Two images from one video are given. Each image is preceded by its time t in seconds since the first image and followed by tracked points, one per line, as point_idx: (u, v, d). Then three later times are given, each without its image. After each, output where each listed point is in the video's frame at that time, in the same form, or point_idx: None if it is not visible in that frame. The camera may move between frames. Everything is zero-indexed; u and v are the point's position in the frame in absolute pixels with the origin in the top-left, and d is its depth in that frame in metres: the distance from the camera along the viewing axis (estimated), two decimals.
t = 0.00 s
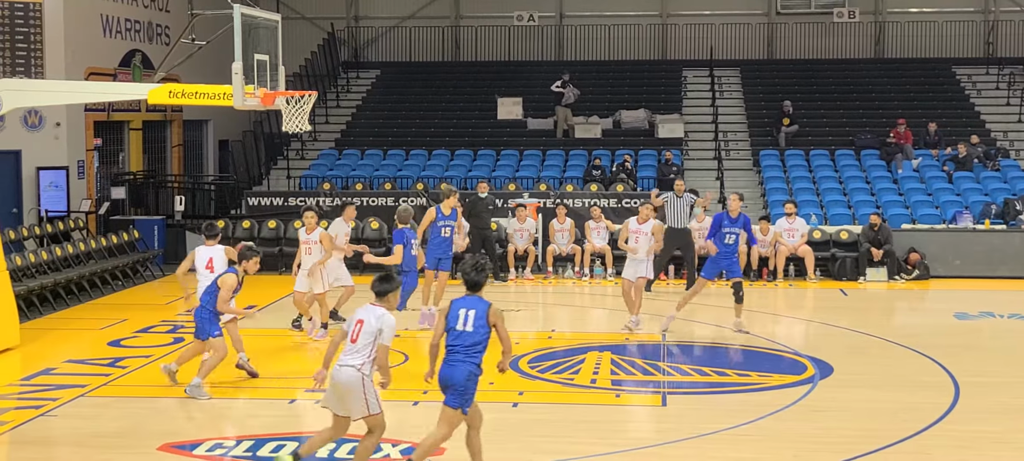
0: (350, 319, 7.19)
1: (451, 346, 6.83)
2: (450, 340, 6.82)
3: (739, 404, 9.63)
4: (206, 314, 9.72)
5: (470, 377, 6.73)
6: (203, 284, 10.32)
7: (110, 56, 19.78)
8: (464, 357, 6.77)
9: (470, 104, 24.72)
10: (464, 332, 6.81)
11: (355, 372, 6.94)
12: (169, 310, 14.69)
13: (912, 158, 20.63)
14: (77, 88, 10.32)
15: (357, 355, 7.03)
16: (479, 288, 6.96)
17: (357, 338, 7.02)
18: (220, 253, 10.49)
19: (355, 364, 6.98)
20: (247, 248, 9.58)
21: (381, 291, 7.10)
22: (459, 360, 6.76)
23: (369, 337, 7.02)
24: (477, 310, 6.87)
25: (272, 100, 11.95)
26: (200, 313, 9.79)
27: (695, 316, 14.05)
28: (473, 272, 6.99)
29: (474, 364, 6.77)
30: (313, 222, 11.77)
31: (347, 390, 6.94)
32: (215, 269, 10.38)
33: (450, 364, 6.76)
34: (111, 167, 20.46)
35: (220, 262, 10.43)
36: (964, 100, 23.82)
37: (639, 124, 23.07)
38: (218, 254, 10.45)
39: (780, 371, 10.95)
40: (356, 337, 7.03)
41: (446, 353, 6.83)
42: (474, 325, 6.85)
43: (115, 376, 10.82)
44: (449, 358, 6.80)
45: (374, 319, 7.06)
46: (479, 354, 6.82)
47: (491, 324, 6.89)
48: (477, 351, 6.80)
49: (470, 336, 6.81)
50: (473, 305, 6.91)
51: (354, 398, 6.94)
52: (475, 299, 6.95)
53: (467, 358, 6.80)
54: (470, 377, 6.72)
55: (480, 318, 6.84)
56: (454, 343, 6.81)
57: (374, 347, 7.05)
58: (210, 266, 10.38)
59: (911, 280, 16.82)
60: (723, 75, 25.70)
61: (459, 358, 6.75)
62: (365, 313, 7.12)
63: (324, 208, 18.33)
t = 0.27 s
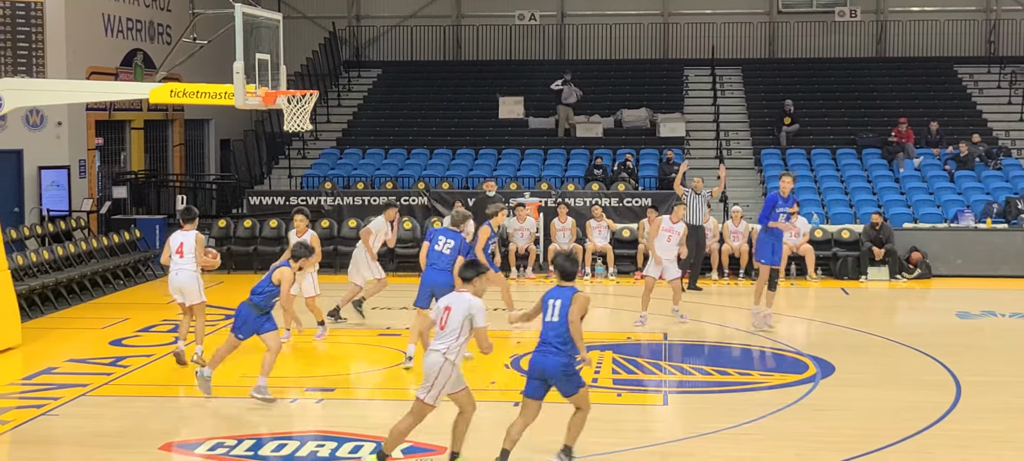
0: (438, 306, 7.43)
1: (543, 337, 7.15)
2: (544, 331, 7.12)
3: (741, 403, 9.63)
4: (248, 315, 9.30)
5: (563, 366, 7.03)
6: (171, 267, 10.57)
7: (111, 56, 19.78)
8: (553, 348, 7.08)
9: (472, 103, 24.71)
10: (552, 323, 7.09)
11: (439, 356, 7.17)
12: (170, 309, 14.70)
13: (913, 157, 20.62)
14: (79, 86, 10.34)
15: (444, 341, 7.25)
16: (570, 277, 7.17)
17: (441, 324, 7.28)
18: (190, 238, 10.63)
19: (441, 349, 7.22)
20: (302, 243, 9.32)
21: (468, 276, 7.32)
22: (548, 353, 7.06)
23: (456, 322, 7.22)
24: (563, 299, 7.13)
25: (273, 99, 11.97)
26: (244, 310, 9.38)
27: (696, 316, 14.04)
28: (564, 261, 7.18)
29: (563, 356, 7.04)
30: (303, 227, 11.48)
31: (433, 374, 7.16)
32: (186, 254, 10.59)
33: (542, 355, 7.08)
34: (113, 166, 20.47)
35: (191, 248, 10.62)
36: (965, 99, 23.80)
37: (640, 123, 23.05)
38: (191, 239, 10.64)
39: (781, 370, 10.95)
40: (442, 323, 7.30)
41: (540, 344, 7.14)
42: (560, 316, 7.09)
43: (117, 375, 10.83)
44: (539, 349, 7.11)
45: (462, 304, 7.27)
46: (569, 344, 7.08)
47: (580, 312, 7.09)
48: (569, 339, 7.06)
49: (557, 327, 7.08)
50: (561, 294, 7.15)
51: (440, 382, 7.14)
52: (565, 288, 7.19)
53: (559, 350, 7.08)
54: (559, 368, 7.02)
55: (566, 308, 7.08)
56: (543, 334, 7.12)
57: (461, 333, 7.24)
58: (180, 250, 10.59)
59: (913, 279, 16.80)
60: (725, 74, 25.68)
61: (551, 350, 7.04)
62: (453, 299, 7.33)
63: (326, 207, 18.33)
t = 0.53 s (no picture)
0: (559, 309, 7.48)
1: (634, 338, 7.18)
2: (636, 332, 7.15)
3: (742, 401, 9.63)
4: (323, 315, 9.03)
5: (652, 369, 7.07)
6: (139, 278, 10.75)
7: (112, 54, 19.78)
8: (643, 350, 7.11)
9: (473, 102, 24.71)
10: (647, 325, 7.11)
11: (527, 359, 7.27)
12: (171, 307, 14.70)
13: (915, 155, 20.60)
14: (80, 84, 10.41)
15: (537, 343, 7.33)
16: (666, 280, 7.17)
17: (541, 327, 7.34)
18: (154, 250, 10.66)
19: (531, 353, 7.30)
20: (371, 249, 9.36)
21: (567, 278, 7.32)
22: (637, 354, 7.10)
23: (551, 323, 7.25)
24: (660, 303, 7.12)
25: (274, 98, 11.99)
26: (316, 315, 9.13)
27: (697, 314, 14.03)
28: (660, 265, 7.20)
29: (652, 359, 7.07)
30: (296, 231, 11.34)
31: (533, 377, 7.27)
32: (152, 267, 10.65)
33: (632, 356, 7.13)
34: (114, 165, 20.46)
35: (156, 261, 10.65)
36: (967, 97, 23.78)
37: (642, 121, 23.04)
38: (157, 252, 10.66)
39: (782, 368, 10.95)
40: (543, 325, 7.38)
41: (631, 344, 7.18)
42: (655, 320, 7.11)
43: (118, 374, 10.84)
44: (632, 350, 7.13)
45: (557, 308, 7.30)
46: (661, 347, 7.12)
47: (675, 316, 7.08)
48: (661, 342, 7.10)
49: (648, 329, 7.11)
50: (656, 297, 7.16)
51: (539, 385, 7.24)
52: (661, 291, 7.21)
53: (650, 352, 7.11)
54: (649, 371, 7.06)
55: (660, 312, 7.09)
56: (636, 337, 7.13)
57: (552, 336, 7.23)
58: (146, 262, 10.69)
59: (914, 278, 16.79)
60: (727, 73, 25.66)
61: (640, 351, 7.08)
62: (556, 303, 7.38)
63: (327, 205, 18.31)
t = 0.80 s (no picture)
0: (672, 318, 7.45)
1: (729, 328, 7.63)
2: (731, 321, 7.61)
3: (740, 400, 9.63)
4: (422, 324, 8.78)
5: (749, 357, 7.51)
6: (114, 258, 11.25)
7: (110, 53, 19.76)
8: (740, 338, 7.56)
9: (472, 101, 24.70)
10: (744, 315, 7.56)
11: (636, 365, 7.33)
12: (170, 306, 14.70)
13: (913, 154, 20.61)
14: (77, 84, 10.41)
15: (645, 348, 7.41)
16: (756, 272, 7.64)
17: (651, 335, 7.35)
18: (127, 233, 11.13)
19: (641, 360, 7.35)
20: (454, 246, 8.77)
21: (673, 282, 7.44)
22: (735, 343, 7.55)
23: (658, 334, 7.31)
24: (754, 293, 7.58)
25: (273, 96, 11.99)
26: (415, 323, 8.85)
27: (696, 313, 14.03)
28: (751, 256, 7.64)
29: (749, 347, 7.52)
30: (298, 237, 11.40)
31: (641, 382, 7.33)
32: (124, 247, 11.18)
33: (730, 344, 7.58)
34: (112, 163, 20.44)
35: (128, 242, 11.14)
36: (965, 96, 23.78)
37: (640, 120, 23.02)
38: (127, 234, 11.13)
39: (781, 367, 10.96)
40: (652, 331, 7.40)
41: (727, 334, 7.63)
42: (753, 308, 7.56)
43: (117, 373, 10.84)
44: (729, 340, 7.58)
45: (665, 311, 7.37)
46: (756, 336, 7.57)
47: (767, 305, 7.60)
48: (757, 331, 7.56)
49: (744, 318, 7.57)
50: (750, 288, 7.63)
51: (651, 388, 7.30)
52: (752, 282, 7.66)
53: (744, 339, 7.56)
54: (747, 359, 7.50)
55: (756, 301, 7.55)
56: (735, 325, 7.58)
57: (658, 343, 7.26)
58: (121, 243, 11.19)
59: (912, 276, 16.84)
60: (725, 71, 25.65)
61: (737, 340, 7.53)
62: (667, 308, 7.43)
63: (325, 204, 18.29)
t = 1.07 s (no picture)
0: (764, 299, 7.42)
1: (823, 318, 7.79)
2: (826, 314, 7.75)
3: (731, 397, 9.65)
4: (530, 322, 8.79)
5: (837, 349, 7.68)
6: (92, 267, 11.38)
7: (101, 50, 19.71)
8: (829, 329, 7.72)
9: (464, 98, 24.70)
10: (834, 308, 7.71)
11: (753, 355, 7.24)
12: (161, 304, 14.69)
13: (904, 151, 20.64)
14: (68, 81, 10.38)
15: (760, 336, 7.30)
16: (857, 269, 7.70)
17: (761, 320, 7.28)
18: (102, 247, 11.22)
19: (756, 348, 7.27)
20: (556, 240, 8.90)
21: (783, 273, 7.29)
22: (824, 332, 7.72)
23: (772, 320, 7.20)
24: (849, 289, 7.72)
25: (263, 94, 11.97)
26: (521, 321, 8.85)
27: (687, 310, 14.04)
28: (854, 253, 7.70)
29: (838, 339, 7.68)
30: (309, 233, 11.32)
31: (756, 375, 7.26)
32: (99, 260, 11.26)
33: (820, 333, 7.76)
34: (103, 161, 20.38)
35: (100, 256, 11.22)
36: (955, 93, 23.84)
37: (631, 118, 23.04)
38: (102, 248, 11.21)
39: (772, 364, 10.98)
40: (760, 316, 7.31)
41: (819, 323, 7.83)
42: (842, 302, 7.70)
43: (108, 371, 10.83)
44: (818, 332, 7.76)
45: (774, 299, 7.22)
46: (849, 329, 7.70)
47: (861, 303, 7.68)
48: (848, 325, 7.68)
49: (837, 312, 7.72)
50: (848, 284, 7.76)
51: (764, 384, 7.24)
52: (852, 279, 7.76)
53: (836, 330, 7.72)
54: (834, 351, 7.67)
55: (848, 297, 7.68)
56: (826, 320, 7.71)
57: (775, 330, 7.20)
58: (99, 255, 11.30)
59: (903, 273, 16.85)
60: (717, 69, 25.66)
61: (827, 331, 7.69)
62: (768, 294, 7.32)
63: (317, 201, 18.27)
